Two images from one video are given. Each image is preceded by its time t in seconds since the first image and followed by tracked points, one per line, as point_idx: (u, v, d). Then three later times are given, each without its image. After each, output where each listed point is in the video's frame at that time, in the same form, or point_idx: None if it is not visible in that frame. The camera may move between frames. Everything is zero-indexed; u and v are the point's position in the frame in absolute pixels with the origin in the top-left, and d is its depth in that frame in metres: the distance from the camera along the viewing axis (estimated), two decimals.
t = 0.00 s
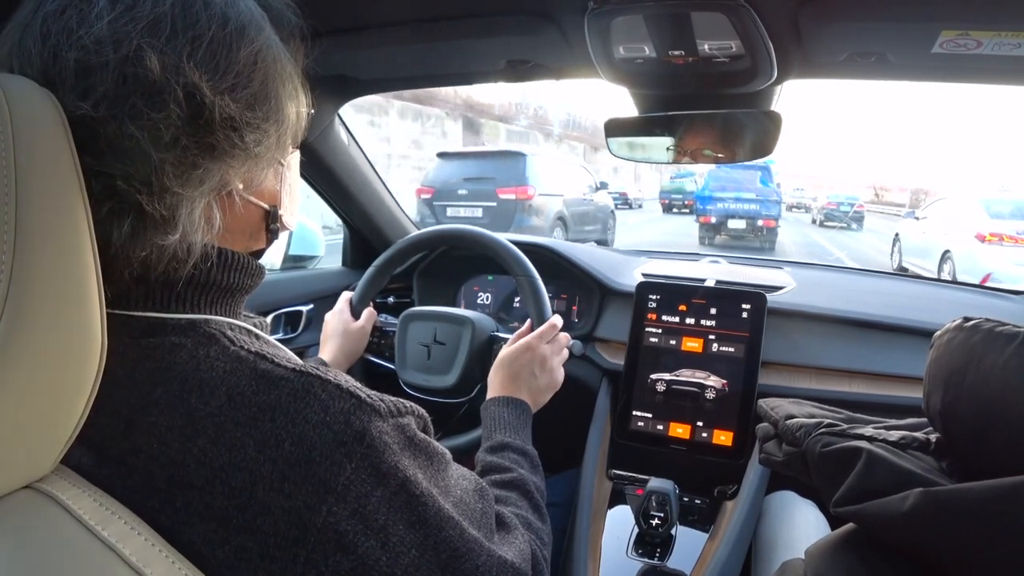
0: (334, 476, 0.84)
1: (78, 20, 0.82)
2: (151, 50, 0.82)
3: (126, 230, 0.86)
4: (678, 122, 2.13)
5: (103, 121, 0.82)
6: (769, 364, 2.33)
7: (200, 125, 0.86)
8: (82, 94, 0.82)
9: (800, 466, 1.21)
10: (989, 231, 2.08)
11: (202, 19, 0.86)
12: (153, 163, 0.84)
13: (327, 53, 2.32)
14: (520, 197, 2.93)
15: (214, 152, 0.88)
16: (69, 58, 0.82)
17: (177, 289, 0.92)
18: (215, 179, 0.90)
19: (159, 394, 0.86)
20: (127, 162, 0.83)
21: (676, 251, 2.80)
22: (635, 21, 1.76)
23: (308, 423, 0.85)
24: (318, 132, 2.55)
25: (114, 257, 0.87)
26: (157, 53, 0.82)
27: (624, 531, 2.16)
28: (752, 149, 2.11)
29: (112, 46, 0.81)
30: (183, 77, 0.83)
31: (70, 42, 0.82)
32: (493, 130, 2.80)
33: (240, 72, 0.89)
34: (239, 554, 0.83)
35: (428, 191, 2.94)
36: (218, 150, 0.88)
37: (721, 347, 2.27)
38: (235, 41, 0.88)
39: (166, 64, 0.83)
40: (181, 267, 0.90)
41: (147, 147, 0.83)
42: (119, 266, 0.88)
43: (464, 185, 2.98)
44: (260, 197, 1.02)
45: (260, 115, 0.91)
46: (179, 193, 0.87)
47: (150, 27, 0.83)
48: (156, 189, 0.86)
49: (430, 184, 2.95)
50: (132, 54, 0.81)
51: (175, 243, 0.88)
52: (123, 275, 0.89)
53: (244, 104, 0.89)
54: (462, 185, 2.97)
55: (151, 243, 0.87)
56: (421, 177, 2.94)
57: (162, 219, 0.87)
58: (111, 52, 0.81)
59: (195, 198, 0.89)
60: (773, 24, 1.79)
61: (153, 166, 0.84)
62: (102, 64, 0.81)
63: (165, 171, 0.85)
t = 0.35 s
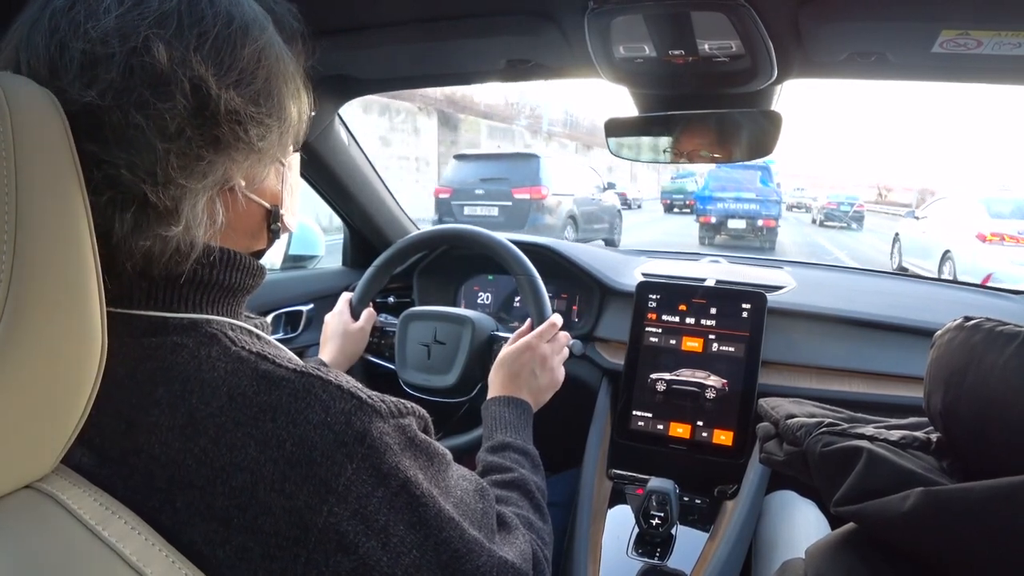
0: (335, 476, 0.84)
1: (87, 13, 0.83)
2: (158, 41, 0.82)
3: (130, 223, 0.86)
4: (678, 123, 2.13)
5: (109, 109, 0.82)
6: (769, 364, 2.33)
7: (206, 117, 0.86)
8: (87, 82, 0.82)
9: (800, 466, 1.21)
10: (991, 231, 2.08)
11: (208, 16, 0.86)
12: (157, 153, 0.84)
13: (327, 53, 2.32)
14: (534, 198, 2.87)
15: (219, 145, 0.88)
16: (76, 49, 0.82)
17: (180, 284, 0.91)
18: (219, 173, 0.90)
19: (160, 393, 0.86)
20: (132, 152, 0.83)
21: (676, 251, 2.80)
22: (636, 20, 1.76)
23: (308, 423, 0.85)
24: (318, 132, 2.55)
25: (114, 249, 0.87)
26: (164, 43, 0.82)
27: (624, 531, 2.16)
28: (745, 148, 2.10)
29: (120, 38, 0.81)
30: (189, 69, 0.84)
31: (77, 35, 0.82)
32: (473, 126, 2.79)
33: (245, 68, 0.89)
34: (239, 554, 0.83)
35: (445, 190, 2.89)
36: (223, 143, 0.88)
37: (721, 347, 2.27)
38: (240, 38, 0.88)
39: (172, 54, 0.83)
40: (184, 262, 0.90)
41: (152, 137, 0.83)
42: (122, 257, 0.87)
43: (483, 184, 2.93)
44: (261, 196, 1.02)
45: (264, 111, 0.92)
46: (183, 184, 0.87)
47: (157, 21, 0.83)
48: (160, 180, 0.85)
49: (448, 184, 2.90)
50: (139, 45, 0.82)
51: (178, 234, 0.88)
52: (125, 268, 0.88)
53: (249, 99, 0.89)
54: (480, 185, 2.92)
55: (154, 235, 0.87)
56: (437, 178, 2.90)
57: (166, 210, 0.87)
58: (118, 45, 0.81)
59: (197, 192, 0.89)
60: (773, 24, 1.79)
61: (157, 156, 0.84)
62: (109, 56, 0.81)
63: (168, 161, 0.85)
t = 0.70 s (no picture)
0: (335, 476, 0.83)
1: (87, 8, 0.84)
2: (136, 42, 0.82)
3: (99, 218, 0.87)
4: (678, 123, 2.13)
5: (84, 106, 0.83)
6: (769, 364, 2.33)
7: (176, 123, 0.84)
8: (71, 75, 0.83)
9: (801, 465, 1.21)
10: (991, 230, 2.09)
11: (207, 21, 0.85)
12: (121, 151, 0.84)
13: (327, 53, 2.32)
14: (549, 197, 2.88)
15: (191, 153, 0.86)
16: (69, 41, 0.83)
17: (159, 287, 0.91)
18: (194, 180, 0.89)
19: (160, 393, 0.86)
20: (100, 148, 0.84)
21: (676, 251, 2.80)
22: (635, 21, 1.76)
23: (308, 423, 0.85)
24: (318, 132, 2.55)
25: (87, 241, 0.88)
26: (140, 44, 0.82)
27: (623, 531, 2.16)
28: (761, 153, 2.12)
29: (104, 33, 0.82)
30: (163, 72, 0.82)
31: (72, 25, 0.84)
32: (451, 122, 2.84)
33: (236, 76, 0.87)
34: (239, 554, 0.83)
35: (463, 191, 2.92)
36: (193, 151, 0.86)
37: (721, 347, 2.27)
38: (236, 45, 0.87)
39: (146, 56, 0.82)
40: (153, 263, 0.90)
41: (118, 135, 0.83)
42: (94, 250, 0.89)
43: (505, 188, 2.93)
44: (258, 213, 1.02)
45: (248, 123, 0.89)
46: (151, 189, 0.86)
47: (152, 22, 0.83)
48: (124, 178, 0.85)
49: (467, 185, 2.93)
50: (118, 42, 0.82)
51: (141, 235, 0.87)
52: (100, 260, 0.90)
53: (232, 109, 0.87)
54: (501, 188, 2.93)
55: (116, 232, 0.87)
56: (456, 179, 2.94)
57: (130, 209, 0.87)
58: (102, 41, 0.82)
59: (170, 197, 0.88)
60: (773, 24, 1.79)
61: (121, 153, 0.84)
62: (94, 50, 0.82)
63: (134, 162, 0.84)
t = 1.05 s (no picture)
0: (336, 475, 0.84)
1: (98, 14, 0.84)
2: (154, 48, 0.82)
3: (115, 222, 0.86)
4: (678, 123, 2.13)
5: (100, 110, 0.82)
6: (769, 364, 2.33)
7: (196, 127, 0.85)
8: (82, 81, 0.83)
9: (801, 465, 1.21)
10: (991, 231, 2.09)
11: (219, 25, 0.86)
12: (142, 157, 0.84)
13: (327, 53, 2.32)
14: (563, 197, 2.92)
15: (209, 156, 0.87)
16: (81, 46, 0.83)
17: (165, 287, 0.90)
18: (211, 184, 0.90)
19: (161, 393, 0.86)
20: (119, 154, 0.84)
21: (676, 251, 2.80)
22: (635, 21, 1.76)
23: (309, 423, 0.85)
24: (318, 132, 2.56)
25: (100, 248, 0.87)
26: (159, 49, 0.82)
27: (623, 531, 2.16)
28: (754, 151, 2.11)
29: (120, 39, 0.82)
30: (184, 77, 0.83)
31: (85, 31, 0.83)
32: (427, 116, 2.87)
33: (250, 79, 0.88)
34: (239, 553, 0.83)
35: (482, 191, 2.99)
36: (212, 155, 0.87)
37: (721, 347, 2.27)
38: (249, 49, 0.88)
39: (166, 61, 0.82)
40: (168, 267, 0.89)
41: (138, 141, 0.83)
42: (108, 256, 0.88)
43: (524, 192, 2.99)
44: (264, 211, 1.02)
45: (262, 126, 0.90)
46: (170, 193, 0.86)
47: (165, 27, 0.83)
48: (144, 184, 0.85)
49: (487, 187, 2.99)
50: (137, 48, 0.82)
51: (161, 240, 0.87)
52: (111, 264, 0.88)
53: (248, 112, 0.88)
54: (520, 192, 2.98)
55: (136, 237, 0.86)
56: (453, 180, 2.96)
57: (150, 215, 0.86)
58: (118, 46, 0.82)
59: (186, 201, 0.88)
60: (773, 24, 1.79)
61: (141, 159, 0.84)
62: (109, 57, 0.82)
63: (155, 167, 0.84)
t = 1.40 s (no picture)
0: (336, 476, 0.84)
1: (89, 22, 0.83)
2: (162, 50, 0.82)
3: (136, 226, 0.85)
4: (678, 123, 2.13)
5: (111, 117, 0.82)
6: (769, 364, 2.33)
7: (212, 125, 0.86)
8: (86, 92, 0.82)
9: (801, 466, 1.21)
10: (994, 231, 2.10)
11: (211, 20, 0.86)
12: (163, 160, 0.84)
13: (327, 53, 2.32)
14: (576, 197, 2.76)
15: (225, 151, 0.88)
16: (80, 57, 0.82)
17: (178, 288, 0.91)
18: (224, 178, 0.90)
19: (162, 393, 0.86)
20: (139, 160, 0.84)
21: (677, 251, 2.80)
22: (635, 21, 1.76)
23: (310, 424, 0.85)
24: (318, 132, 2.56)
25: (122, 255, 0.87)
26: (166, 50, 0.82)
27: (623, 531, 2.16)
28: (750, 149, 2.10)
29: (121, 46, 0.82)
30: (194, 76, 0.84)
31: (81, 40, 0.83)
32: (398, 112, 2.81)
33: (250, 71, 0.89)
34: (240, 553, 0.83)
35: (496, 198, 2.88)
36: (228, 148, 0.88)
37: (721, 347, 2.27)
38: (244, 42, 0.88)
39: (176, 62, 0.83)
40: (190, 265, 0.90)
41: (158, 144, 0.83)
42: (127, 263, 0.88)
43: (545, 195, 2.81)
44: (264, 198, 1.01)
45: (269, 115, 0.91)
46: (189, 191, 0.87)
47: (161, 27, 0.83)
48: (168, 186, 0.86)
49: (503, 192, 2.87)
50: (142, 53, 0.82)
51: (184, 240, 0.88)
52: (132, 271, 0.89)
53: (253, 103, 0.89)
54: (544, 194, 2.82)
55: (162, 240, 0.86)
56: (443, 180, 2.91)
57: (172, 217, 0.86)
58: (122, 52, 0.82)
59: (203, 196, 0.88)
60: (773, 24, 1.79)
61: (162, 161, 0.84)
62: (111, 64, 0.82)
63: (176, 167, 0.85)
